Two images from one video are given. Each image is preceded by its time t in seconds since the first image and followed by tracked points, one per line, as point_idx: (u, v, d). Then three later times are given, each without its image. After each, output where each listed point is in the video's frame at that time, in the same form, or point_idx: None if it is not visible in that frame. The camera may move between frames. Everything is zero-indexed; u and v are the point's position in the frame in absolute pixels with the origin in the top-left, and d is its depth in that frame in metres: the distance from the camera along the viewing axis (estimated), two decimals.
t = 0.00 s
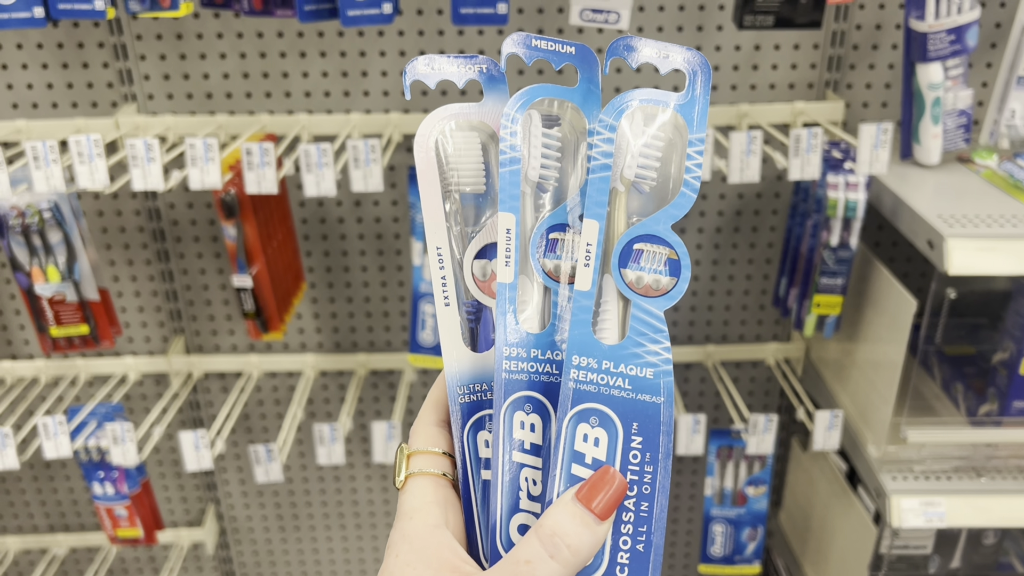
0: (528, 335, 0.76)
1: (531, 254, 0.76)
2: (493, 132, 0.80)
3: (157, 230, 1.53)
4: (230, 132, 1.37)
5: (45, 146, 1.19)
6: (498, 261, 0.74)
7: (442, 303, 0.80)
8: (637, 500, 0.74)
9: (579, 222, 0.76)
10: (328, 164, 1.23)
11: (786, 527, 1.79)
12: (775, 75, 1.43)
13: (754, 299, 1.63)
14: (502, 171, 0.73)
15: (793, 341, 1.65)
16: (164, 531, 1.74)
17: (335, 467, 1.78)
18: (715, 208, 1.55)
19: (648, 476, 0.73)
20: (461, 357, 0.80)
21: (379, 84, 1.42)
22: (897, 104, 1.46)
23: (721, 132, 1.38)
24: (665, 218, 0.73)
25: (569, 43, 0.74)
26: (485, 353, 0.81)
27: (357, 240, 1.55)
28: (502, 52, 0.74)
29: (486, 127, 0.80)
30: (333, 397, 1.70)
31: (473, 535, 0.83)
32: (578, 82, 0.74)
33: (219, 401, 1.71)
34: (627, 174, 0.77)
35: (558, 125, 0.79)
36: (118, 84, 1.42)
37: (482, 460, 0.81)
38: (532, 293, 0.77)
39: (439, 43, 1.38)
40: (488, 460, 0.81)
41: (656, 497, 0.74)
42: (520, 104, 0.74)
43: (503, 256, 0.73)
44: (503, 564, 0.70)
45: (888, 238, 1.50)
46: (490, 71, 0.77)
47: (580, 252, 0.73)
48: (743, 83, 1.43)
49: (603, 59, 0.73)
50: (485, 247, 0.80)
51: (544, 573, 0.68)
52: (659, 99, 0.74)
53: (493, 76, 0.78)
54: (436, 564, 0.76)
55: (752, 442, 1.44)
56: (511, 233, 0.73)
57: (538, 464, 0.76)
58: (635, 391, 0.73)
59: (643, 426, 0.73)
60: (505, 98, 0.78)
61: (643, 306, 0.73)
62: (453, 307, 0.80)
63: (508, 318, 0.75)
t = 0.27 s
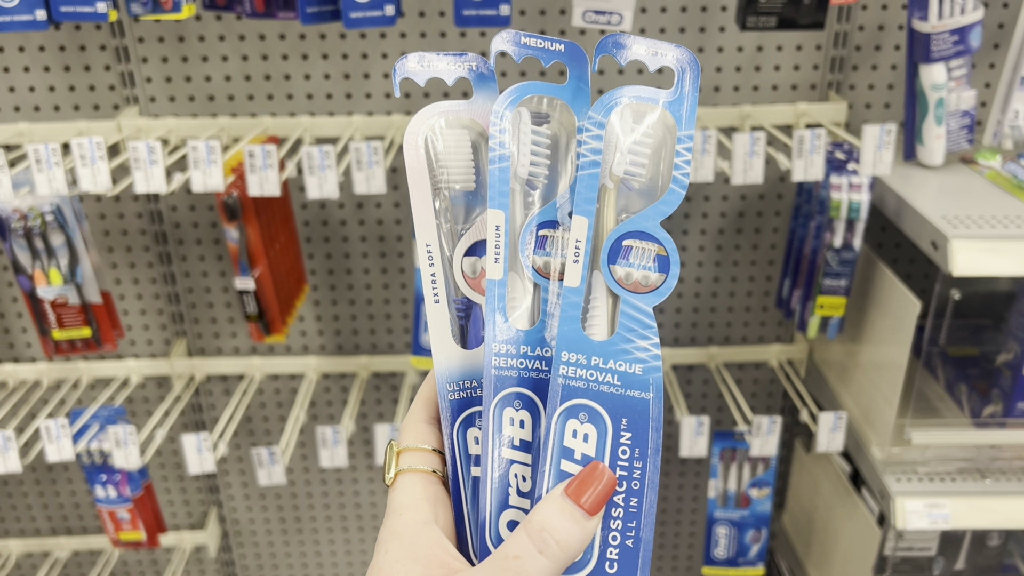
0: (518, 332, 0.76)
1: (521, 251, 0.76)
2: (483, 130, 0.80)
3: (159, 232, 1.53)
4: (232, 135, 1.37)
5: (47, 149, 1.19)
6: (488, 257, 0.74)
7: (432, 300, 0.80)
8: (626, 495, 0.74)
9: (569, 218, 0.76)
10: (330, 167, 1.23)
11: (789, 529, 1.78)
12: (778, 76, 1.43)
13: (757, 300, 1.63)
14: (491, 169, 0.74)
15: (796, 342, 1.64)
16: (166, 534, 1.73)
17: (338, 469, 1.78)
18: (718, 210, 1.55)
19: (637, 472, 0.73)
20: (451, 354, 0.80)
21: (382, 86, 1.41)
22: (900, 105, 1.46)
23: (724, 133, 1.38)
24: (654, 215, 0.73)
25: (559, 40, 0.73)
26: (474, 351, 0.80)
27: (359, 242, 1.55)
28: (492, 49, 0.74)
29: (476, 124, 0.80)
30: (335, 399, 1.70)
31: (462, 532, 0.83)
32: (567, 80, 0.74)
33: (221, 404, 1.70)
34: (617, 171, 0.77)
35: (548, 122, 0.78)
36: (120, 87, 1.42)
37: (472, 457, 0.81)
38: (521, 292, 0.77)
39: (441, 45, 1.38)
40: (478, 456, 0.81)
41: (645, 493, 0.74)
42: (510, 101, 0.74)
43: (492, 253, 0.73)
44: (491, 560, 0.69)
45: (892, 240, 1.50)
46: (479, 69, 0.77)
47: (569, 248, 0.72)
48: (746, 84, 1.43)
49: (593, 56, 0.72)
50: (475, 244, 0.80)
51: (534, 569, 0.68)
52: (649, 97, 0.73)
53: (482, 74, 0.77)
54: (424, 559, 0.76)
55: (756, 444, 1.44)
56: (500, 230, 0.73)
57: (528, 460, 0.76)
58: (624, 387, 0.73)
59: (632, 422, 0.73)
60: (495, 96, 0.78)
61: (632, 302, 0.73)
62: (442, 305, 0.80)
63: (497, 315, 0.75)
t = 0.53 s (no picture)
0: (520, 336, 0.76)
1: (523, 255, 0.76)
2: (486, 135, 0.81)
3: (161, 235, 1.53)
4: (232, 137, 1.37)
5: (49, 151, 1.19)
6: (490, 262, 0.74)
7: (434, 304, 0.80)
8: (627, 500, 0.73)
9: (571, 223, 0.76)
10: (332, 168, 1.23)
11: (791, 530, 1.78)
12: (779, 77, 1.42)
13: (759, 301, 1.62)
14: (494, 173, 0.73)
15: (798, 343, 1.64)
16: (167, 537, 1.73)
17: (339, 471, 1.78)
18: (720, 211, 1.55)
19: (638, 477, 0.73)
20: (453, 358, 0.80)
21: (383, 88, 1.41)
22: (901, 106, 1.45)
23: (725, 134, 1.38)
24: (656, 220, 0.72)
25: (562, 46, 0.73)
26: (476, 355, 0.80)
27: (360, 244, 1.54)
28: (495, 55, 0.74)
29: (479, 129, 0.81)
30: (337, 401, 1.70)
31: (464, 536, 0.82)
32: (569, 86, 0.74)
33: (223, 406, 1.70)
34: (619, 176, 0.77)
35: (551, 127, 0.78)
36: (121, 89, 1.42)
37: (474, 461, 0.81)
38: (523, 297, 0.77)
39: (442, 47, 1.38)
40: (480, 460, 0.81)
41: (646, 498, 0.73)
42: (513, 107, 0.74)
43: (494, 257, 0.73)
44: (491, 565, 0.69)
45: (893, 240, 1.50)
46: (483, 75, 0.77)
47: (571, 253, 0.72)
48: (747, 85, 1.43)
49: (595, 62, 0.72)
50: (478, 248, 0.80)
51: (534, 573, 0.67)
52: (653, 103, 0.73)
53: (485, 80, 0.77)
54: (425, 562, 0.75)
55: (757, 445, 1.44)
56: (502, 234, 0.73)
57: (529, 465, 0.76)
58: (626, 392, 0.73)
59: (634, 427, 0.73)
60: (498, 101, 0.78)
61: (634, 307, 0.73)
62: (445, 308, 0.80)
63: (498, 319, 0.75)
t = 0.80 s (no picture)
0: (524, 341, 0.75)
1: (527, 260, 0.76)
2: (491, 140, 0.80)
3: (161, 237, 1.53)
4: (233, 139, 1.37)
5: (49, 154, 1.19)
6: (495, 267, 0.74)
7: (439, 308, 0.79)
8: (631, 505, 0.73)
9: (575, 229, 0.76)
10: (332, 171, 1.23)
11: (792, 532, 1.78)
12: (779, 78, 1.42)
13: (759, 303, 1.62)
14: (499, 179, 0.73)
15: (798, 345, 1.64)
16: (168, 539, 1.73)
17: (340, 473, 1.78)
18: (720, 212, 1.54)
19: (642, 482, 0.73)
20: (457, 363, 0.80)
21: (383, 90, 1.41)
22: (902, 107, 1.45)
23: (725, 136, 1.38)
24: (661, 226, 0.72)
25: (567, 52, 0.73)
26: (481, 359, 0.80)
27: (360, 246, 1.54)
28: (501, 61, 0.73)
29: (484, 134, 0.80)
30: (337, 404, 1.70)
31: (466, 539, 0.83)
32: (575, 92, 0.74)
33: (223, 408, 1.70)
34: (624, 182, 0.76)
35: (556, 133, 0.78)
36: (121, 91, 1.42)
37: (477, 465, 0.81)
38: (529, 302, 0.77)
39: (442, 49, 1.38)
40: (483, 464, 0.80)
41: (650, 503, 0.73)
42: (518, 112, 0.73)
43: (499, 262, 0.73)
44: (495, 568, 0.69)
45: (893, 241, 1.50)
46: (488, 80, 0.77)
47: (576, 258, 0.72)
48: (747, 86, 1.43)
49: (600, 69, 0.72)
50: (483, 253, 0.80)
51: None
52: (655, 108, 0.73)
53: (491, 85, 0.77)
54: (428, 566, 0.75)
55: (758, 447, 1.44)
56: (507, 239, 0.73)
57: (533, 469, 0.76)
58: (630, 397, 0.73)
59: (637, 432, 0.73)
60: (503, 107, 0.77)
61: (638, 312, 0.72)
62: (450, 313, 0.79)
63: (503, 324, 0.75)
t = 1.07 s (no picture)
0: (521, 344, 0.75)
1: (525, 264, 0.76)
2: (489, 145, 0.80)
3: (160, 238, 1.53)
4: (231, 140, 1.37)
5: (47, 156, 1.19)
6: (493, 271, 0.74)
7: (438, 312, 0.79)
8: (628, 507, 0.73)
9: (573, 232, 0.76)
10: (330, 172, 1.23)
11: (792, 532, 1.78)
12: (778, 79, 1.42)
13: (758, 304, 1.62)
14: (497, 183, 0.73)
15: (798, 345, 1.64)
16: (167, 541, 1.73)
17: (339, 475, 1.78)
18: (719, 213, 1.54)
19: (639, 484, 0.73)
20: (455, 366, 0.79)
21: (381, 91, 1.41)
22: (901, 107, 1.45)
23: (724, 137, 1.38)
24: (657, 230, 0.72)
25: (564, 58, 0.73)
26: (478, 363, 0.80)
27: (359, 247, 1.54)
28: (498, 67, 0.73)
29: (481, 140, 0.81)
30: (336, 405, 1.70)
31: (465, 542, 0.82)
32: (572, 98, 0.74)
33: (222, 409, 1.70)
34: (620, 187, 0.76)
35: (552, 138, 0.78)
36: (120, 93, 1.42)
37: (476, 468, 0.80)
38: (527, 304, 0.77)
39: (440, 50, 1.38)
40: (481, 467, 0.80)
41: (647, 505, 0.73)
42: (514, 116, 0.74)
43: (497, 266, 0.73)
44: (493, 571, 0.68)
45: (892, 242, 1.50)
46: (486, 86, 0.77)
47: (573, 262, 0.72)
48: (746, 87, 1.43)
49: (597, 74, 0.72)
50: (481, 257, 0.80)
51: None
52: (651, 114, 0.73)
53: (488, 90, 0.77)
54: (428, 569, 0.75)
55: (757, 448, 1.43)
56: (505, 243, 0.73)
57: (531, 472, 0.76)
58: (627, 399, 0.73)
59: (635, 434, 0.73)
60: (501, 112, 0.77)
61: (635, 315, 0.72)
62: (448, 317, 0.79)
63: (501, 328, 0.74)
